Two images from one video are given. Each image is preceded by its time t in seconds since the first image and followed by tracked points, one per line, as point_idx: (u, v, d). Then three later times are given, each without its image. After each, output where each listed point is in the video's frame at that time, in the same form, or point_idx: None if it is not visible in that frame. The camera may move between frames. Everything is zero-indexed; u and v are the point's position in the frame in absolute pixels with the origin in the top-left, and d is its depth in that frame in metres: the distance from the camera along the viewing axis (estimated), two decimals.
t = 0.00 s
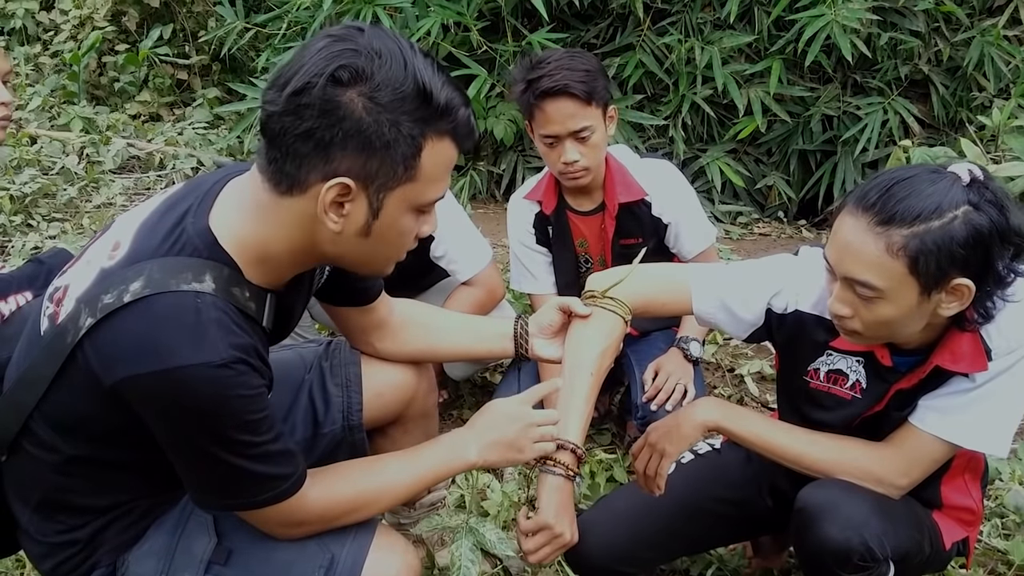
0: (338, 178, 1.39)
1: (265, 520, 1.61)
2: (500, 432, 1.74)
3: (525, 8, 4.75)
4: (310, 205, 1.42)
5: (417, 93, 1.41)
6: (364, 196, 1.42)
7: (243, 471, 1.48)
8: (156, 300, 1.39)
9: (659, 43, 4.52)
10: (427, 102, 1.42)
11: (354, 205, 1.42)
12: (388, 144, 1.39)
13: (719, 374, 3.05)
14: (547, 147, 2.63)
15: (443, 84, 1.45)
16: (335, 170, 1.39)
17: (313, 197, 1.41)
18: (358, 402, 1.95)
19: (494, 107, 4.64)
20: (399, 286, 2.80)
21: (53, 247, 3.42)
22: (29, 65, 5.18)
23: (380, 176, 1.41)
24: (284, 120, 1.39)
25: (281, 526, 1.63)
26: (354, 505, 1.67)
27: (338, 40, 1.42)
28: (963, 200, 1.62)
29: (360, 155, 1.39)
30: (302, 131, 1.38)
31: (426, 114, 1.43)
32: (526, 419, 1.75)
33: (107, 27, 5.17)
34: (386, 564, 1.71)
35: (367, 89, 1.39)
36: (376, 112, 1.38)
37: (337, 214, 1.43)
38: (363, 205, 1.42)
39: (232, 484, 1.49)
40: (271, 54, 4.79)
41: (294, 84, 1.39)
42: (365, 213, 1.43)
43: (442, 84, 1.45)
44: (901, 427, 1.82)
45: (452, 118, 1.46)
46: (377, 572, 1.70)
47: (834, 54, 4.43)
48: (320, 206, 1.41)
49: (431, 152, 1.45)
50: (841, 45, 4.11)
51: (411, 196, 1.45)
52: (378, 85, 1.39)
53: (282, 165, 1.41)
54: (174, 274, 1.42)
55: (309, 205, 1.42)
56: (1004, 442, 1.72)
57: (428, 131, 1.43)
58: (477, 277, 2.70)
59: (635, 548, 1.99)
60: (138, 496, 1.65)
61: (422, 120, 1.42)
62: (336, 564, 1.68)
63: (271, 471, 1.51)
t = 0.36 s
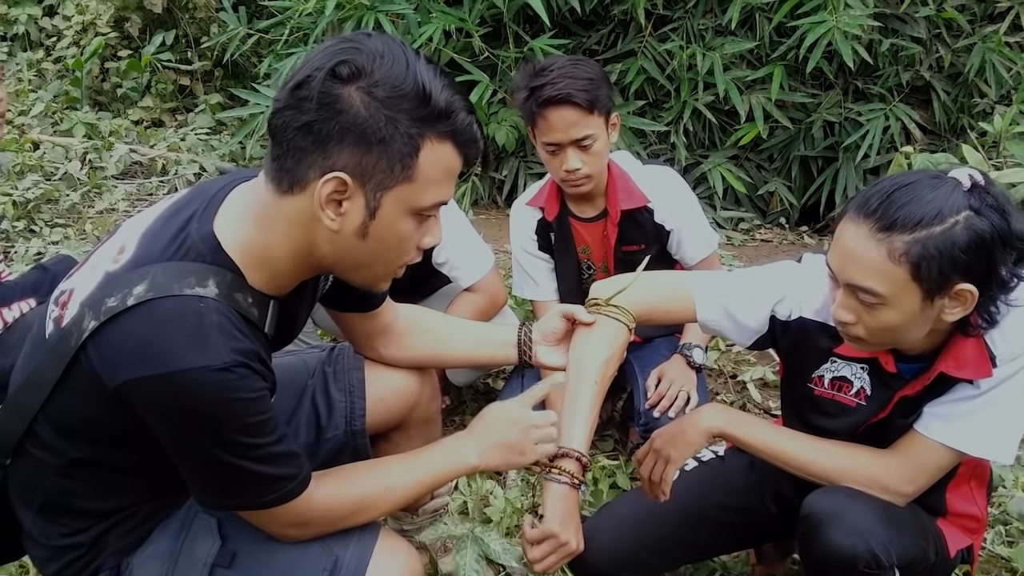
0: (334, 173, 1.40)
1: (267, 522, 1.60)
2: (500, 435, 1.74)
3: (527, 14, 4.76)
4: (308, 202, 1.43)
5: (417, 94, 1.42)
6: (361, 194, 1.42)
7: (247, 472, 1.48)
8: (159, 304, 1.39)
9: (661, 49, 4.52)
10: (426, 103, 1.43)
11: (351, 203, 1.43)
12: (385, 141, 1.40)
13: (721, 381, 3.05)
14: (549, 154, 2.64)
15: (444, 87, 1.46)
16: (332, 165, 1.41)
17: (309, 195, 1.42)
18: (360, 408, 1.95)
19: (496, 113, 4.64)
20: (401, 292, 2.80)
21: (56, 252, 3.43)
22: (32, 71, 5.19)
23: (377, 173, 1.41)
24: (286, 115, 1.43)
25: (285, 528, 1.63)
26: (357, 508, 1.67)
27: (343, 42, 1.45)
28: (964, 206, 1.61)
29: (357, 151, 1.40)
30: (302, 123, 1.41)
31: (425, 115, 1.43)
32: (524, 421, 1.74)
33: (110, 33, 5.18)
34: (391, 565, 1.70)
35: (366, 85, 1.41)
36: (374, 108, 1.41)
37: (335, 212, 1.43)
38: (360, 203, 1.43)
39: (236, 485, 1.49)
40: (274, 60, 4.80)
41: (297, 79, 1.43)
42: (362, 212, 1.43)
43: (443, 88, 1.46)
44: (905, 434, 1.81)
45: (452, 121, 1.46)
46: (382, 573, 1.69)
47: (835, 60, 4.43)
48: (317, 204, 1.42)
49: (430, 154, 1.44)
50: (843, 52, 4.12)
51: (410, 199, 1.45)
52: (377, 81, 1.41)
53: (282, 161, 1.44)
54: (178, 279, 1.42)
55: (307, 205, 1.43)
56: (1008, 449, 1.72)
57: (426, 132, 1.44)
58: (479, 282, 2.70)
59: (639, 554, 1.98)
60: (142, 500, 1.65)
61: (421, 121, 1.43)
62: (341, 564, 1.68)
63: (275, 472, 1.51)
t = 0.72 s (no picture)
0: (317, 157, 1.37)
1: (270, 522, 1.60)
2: (503, 438, 1.74)
3: (529, 17, 4.77)
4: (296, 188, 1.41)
5: (400, 77, 1.38)
6: (343, 177, 1.38)
7: (253, 472, 1.48)
8: (167, 303, 1.40)
9: (662, 53, 4.53)
10: (410, 87, 1.38)
11: (336, 189, 1.39)
12: (363, 120, 1.36)
13: (723, 383, 3.05)
14: (552, 157, 2.64)
15: (431, 74, 1.42)
16: (315, 151, 1.38)
17: (298, 184, 1.41)
18: (364, 408, 1.95)
19: (498, 115, 4.65)
20: (403, 294, 2.79)
21: (59, 254, 3.43)
22: (35, 73, 5.20)
23: (359, 159, 1.37)
24: (280, 105, 1.42)
25: (287, 529, 1.63)
26: (360, 511, 1.67)
27: (336, 34, 1.44)
28: (967, 207, 1.62)
29: (339, 134, 1.37)
30: (289, 113, 1.40)
31: (408, 99, 1.38)
32: (527, 424, 1.75)
33: (113, 36, 5.18)
34: (393, 566, 1.70)
35: (349, 70, 1.37)
36: (356, 93, 1.37)
37: (321, 199, 1.41)
38: (344, 189, 1.39)
39: (242, 484, 1.49)
40: (276, 63, 4.81)
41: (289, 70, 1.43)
42: (347, 199, 1.40)
43: (429, 74, 1.41)
44: (907, 437, 1.81)
45: (437, 106, 1.41)
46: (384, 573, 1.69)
47: (837, 63, 4.44)
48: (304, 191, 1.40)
49: (413, 138, 1.39)
50: (844, 55, 4.12)
51: (393, 182, 1.39)
52: (359, 66, 1.37)
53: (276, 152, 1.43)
54: (186, 277, 1.42)
55: (298, 195, 1.42)
56: (1011, 452, 1.72)
57: (409, 116, 1.38)
58: (481, 285, 2.70)
59: (640, 556, 1.98)
60: (147, 500, 1.65)
61: (399, 101, 1.37)
62: (344, 565, 1.68)
63: (281, 472, 1.51)
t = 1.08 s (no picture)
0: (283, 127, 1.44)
1: (273, 522, 1.60)
2: (505, 446, 1.74)
3: (533, 17, 4.78)
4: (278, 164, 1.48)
5: (355, 48, 1.42)
6: (303, 147, 1.42)
7: (267, 465, 1.48)
8: (194, 288, 1.39)
9: (665, 53, 4.53)
10: (361, 53, 1.41)
11: (297, 159, 1.43)
12: (316, 90, 1.42)
13: (726, 383, 3.05)
14: (554, 157, 2.64)
15: (389, 43, 1.43)
16: (282, 125, 1.45)
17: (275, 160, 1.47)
18: (365, 408, 1.95)
19: (501, 116, 4.66)
20: (405, 293, 2.80)
21: (62, 256, 3.43)
22: (39, 74, 5.21)
23: (311, 125, 1.41)
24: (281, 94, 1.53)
25: (288, 530, 1.63)
26: (360, 513, 1.66)
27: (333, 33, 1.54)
28: (969, 198, 1.62)
29: (301, 105, 1.44)
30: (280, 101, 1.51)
31: (355, 64, 1.41)
32: (530, 432, 1.75)
33: (116, 36, 5.18)
34: (393, 566, 1.70)
35: (314, 49, 1.45)
36: (315, 66, 1.43)
37: (286, 168, 1.44)
38: (302, 156, 1.42)
39: (251, 481, 1.49)
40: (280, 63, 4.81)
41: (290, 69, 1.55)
42: (303, 165, 1.42)
43: (387, 43, 1.42)
44: (910, 437, 1.81)
45: (384, 67, 1.40)
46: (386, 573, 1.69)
47: (840, 63, 4.43)
48: (274, 163, 1.45)
49: (357, 100, 1.39)
50: (849, 55, 4.12)
51: (340, 145, 1.39)
52: (321, 42, 1.45)
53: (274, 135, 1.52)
54: (211, 263, 1.42)
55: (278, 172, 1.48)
56: (1014, 453, 1.71)
57: (354, 79, 1.40)
58: (483, 285, 2.70)
59: (640, 556, 1.98)
60: (151, 501, 1.65)
61: (348, 69, 1.41)
62: (346, 565, 1.68)
63: (290, 468, 1.51)
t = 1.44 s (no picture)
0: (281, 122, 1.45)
1: (270, 520, 1.60)
2: (502, 448, 1.74)
3: (530, 18, 4.78)
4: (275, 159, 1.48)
5: (349, 40, 1.42)
6: (301, 141, 1.42)
7: (266, 461, 1.48)
8: (198, 282, 1.40)
9: (663, 54, 4.54)
10: (356, 45, 1.41)
11: (296, 153, 1.43)
12: (312, 83, 1.42)
13: (724, 384, 3.05)
14: (550, 159, 2.64)
15: (384, 35, 1.43)
16: (280, 120, 1.45)
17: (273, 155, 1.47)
18: (362, 411, 1.95)
19: (498, 117, 4.66)
20: (404, 294, 2.80)
21: (60, 257, 3.43)
22: (36, 76, 5.21)
23: (309, 118, 1.41)
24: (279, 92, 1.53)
25: (285, 528, 1.62)
26: (357, 510, 1.66)
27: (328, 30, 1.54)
28: (971, 193, 1.64)
29: (296, 99, 1.44)
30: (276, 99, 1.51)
31: (349, 55, 1.41)
32: (527, 435, 1.75)
33: (114, 38, 5.18)
34: (390, 566, 1.69)
35: (310, 44, 1.46)
36: (311, 60, 1.44)
37: (285, 163, 1.44)
38: (299, 150, 1.42)
39: (250, 478, 1.49)
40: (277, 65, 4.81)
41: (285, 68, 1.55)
42: (301, 159, 1.42)
43: (381, 35, 1.43)
44: (908, 438, 1.81)
45: (376, 58, 1.40)
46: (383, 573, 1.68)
47: (838, 64, 4.44)
48: (274, 158, 1.45)
49: (351, 91, 1.39)
50: (846, 56, 4.12)
51: (336, 137, 1.39)
52: (317, 37, 1.45)
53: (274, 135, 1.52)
54: (215, 258, 1.43)
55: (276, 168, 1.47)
56: (1013, 453, 1.71)
57: (349, 71, 1.40)
58: (481, 287, 2.69)
59: (638, 553, 1.98)
60: (151, 500, 1.65)
61: (342, 61, 1.41)
62: (344, 564, 1.68)
63: (289, 466, 1.51)
